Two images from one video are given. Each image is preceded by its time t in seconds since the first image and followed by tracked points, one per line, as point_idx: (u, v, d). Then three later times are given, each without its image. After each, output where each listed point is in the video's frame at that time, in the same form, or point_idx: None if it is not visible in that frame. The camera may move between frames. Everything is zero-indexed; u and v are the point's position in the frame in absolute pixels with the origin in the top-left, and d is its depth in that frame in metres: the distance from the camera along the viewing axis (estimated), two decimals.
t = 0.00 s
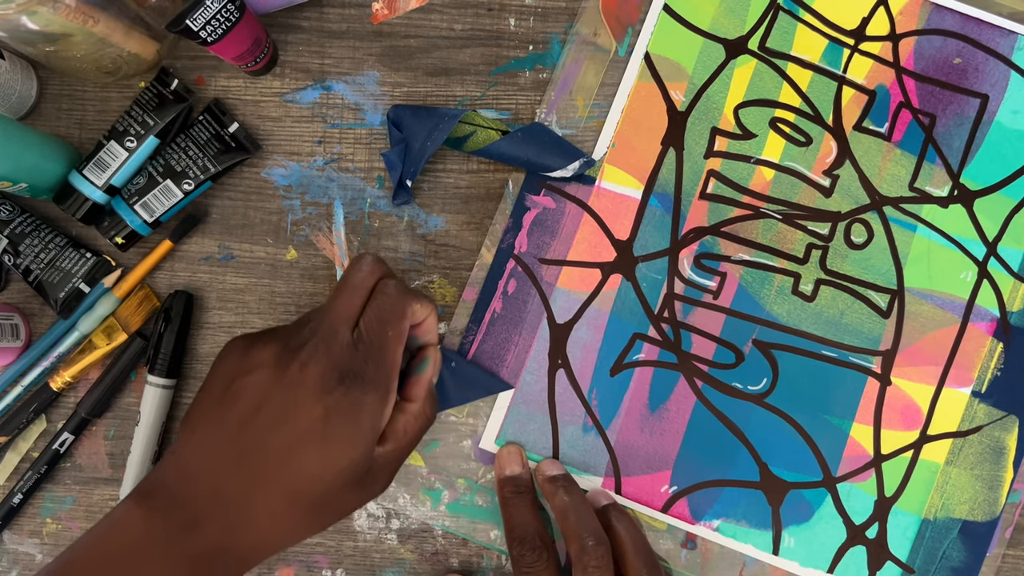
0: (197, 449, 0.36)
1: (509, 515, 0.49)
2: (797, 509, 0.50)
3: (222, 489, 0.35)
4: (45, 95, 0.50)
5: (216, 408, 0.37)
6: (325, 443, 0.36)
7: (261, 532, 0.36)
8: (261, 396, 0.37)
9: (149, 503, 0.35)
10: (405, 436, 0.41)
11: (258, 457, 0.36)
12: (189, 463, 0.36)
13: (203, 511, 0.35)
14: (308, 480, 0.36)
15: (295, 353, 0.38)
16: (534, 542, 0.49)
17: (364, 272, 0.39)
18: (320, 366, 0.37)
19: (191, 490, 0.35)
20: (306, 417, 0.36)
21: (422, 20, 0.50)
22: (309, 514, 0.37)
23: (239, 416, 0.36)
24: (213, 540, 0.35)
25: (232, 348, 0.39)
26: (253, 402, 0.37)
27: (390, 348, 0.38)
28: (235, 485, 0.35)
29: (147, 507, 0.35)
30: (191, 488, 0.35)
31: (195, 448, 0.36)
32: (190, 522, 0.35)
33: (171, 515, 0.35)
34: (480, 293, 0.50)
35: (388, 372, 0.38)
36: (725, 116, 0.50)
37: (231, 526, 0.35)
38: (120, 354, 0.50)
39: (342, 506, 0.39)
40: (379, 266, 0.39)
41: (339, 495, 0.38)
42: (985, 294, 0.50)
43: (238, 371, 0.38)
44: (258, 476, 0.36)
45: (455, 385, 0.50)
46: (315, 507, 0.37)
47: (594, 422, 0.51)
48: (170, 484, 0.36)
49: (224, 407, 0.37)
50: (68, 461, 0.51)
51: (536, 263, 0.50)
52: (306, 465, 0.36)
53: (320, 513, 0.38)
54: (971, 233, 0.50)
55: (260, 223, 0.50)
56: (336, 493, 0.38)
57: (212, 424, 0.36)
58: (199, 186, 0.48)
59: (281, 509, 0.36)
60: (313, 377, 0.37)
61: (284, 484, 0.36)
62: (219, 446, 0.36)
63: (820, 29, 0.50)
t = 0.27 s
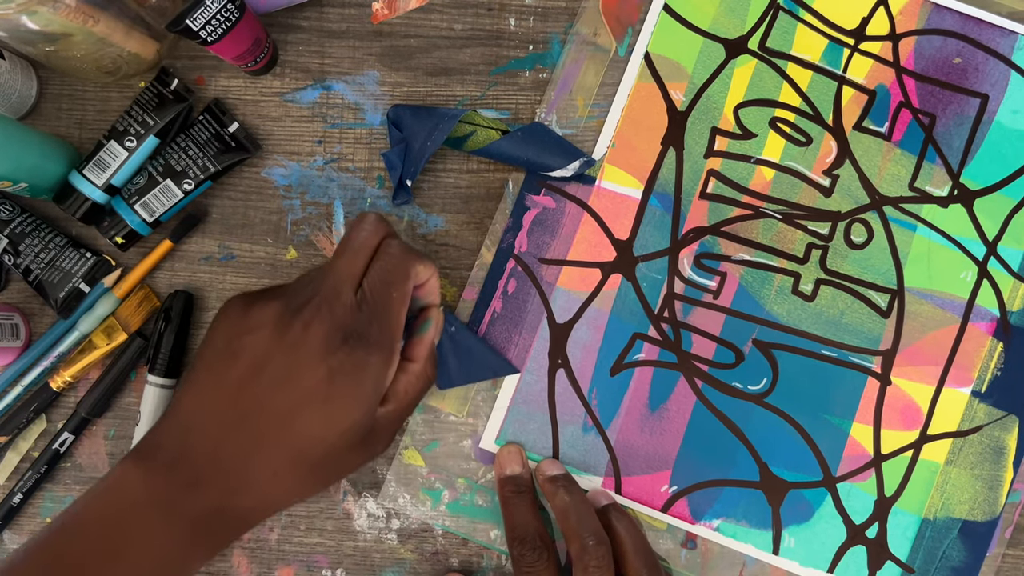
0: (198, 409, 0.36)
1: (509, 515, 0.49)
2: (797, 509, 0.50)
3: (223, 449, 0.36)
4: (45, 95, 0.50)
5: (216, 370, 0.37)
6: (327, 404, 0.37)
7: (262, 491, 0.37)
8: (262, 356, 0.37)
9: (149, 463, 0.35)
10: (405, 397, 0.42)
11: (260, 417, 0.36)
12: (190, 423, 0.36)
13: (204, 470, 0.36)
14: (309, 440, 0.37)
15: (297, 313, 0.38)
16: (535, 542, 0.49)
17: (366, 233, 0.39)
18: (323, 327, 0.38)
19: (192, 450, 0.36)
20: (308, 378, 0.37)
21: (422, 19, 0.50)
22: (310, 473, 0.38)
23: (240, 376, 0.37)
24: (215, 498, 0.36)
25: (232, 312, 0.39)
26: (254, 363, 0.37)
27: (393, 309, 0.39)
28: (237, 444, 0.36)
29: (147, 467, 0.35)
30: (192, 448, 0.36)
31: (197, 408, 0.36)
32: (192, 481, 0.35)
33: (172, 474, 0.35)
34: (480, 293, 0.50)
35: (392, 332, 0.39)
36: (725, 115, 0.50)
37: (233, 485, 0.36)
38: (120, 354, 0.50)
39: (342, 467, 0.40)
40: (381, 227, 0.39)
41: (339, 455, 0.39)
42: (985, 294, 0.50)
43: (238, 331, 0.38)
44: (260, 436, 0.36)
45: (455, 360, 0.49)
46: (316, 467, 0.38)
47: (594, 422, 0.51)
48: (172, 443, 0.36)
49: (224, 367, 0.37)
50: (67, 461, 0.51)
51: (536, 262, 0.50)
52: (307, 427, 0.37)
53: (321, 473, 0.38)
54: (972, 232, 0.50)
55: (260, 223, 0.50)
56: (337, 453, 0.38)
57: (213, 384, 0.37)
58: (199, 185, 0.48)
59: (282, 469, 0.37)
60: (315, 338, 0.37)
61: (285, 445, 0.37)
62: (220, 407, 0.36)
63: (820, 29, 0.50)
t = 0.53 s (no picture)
0: (199, 369, 0.35)
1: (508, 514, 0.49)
2: (797, 509, 0.50)
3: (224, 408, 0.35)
4: (45, 95, 0.50)
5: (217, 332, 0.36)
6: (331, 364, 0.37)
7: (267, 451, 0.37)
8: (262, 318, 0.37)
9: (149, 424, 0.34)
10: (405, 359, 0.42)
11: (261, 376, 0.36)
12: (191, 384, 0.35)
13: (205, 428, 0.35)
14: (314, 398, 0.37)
15: (297, 272, 0.38)
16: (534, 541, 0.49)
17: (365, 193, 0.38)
18: (323, 285, 0.37)
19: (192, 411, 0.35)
20: (310, 338, 0.36)
21: (422, 19, 0.50)
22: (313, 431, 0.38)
23: (241, 335, 0.36)
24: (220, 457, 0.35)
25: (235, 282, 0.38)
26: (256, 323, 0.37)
27: (394, 269, 0.39)
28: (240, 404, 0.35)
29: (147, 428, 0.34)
30: (194, 407, 0.35)
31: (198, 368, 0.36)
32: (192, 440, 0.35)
33: (172, 435, 0.34)
34: (480, 293, 0.50)
35: (393, 293, 0.39)
36: (725, 115, 0.50)
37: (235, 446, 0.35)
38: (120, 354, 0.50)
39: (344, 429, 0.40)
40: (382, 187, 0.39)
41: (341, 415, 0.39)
42: (985, 293, 0.50)
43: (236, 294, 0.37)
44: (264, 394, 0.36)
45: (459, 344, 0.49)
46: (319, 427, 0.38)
47: (594, 422, 0.51)
48: (170, 407, 0.35)
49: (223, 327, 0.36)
50: (67, 461, 0.51)
51: (536, 262, 0.50)
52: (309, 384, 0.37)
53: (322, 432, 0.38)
54: (972, 232, 0.50)
55: (260, 223, 0.50)
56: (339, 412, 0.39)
57: (212, 345, 0.36)
58: (199, 185, 0.48)
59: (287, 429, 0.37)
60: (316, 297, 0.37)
61: (289, 404, 0.36)
62: (222, 365, 0.36)
63: (820, 29, 0.50)
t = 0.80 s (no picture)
0: (203, 348, 0.36)
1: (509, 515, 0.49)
2: (797, 509, 0.50)
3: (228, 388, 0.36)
4: (45, 95, 0.50)
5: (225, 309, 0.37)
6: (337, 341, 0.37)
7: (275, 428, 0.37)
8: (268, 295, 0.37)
9: (155, 405, 0.36)
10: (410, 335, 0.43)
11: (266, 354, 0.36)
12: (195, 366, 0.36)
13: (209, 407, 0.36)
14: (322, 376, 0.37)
15: (298, 246, 0.38)
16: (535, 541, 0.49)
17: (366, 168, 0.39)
18: (324, 258, 0.38)
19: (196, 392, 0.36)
20: (313, 311, 0.37)
21: (422, 19, 0.50)
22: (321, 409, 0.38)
23: (243, 311, 0.37)
24: (227, 436, 0.36)
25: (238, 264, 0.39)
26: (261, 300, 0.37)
27: (397, 242, 0.39)
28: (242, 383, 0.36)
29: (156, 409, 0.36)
30: (195, 385, 0.36)
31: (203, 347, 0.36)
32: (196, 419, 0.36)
33: (177, 412, 0.36)
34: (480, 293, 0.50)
35: (394, 265, 0.39)
36: (725, 115, 0.50)
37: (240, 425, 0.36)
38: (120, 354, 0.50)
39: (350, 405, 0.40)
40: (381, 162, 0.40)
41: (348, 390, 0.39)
42: (985, 293, 0.50)
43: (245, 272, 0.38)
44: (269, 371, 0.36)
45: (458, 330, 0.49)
46: (323, 401, 0.38)
47: (594, 422, 0.51)
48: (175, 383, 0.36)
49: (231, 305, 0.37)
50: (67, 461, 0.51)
51: (536, 262, 0.50)
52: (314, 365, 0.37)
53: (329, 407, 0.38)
54: (972, 232, 0.50)
55: (260, 223, 0.51)
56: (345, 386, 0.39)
57: (216, 321, 0.37)
58: (199, 185, 0.48)
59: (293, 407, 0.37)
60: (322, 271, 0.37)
61: (292, 382, 0.37)
62: (228, 346, 0.36)
63: (820, 28, 0.50)
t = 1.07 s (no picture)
0: (166, 330, 0.35)
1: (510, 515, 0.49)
2: (797, 509, 0.50)
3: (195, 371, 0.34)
4: (45, 95, 0.50)
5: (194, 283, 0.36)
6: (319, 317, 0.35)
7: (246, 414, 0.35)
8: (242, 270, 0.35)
9: (113, 396, 0.34)
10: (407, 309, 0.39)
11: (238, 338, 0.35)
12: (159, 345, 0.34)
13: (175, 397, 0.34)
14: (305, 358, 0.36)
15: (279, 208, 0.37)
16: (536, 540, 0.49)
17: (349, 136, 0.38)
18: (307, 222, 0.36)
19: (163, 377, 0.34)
20: (295, 275, 0.35)
21: (422, 19, 0.50)
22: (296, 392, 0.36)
23: (223, 277, 0.35)
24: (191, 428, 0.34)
25: (215, 238, 0.37)
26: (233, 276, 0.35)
27: (381, 208, 0.37)
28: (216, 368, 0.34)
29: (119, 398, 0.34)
30: (169, 359, 0.34)
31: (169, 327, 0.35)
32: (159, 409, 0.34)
33: (149, 391, 0.34)
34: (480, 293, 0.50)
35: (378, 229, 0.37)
36: (725, 115, 0.50)
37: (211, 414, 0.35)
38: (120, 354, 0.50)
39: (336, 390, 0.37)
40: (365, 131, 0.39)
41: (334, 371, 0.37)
42: (985, 293, 0.50)
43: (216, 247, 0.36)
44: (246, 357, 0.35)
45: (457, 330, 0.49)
46: (312, 383, 0.36)
47: (594, 422, 0.51)
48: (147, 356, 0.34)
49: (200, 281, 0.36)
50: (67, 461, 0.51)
51: (536, 262, 0.50)
52: (296, 348, 0.36)
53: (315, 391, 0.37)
54: (972, 232, 0.50)
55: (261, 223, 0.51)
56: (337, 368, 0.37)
57: (195, 288, 0.35)
58: (199, 185, 0.48)
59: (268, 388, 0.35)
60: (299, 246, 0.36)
61: (269, 367, 0.35)
62: (199, 329, 0.35)
63: (820, 28, 0.50)
